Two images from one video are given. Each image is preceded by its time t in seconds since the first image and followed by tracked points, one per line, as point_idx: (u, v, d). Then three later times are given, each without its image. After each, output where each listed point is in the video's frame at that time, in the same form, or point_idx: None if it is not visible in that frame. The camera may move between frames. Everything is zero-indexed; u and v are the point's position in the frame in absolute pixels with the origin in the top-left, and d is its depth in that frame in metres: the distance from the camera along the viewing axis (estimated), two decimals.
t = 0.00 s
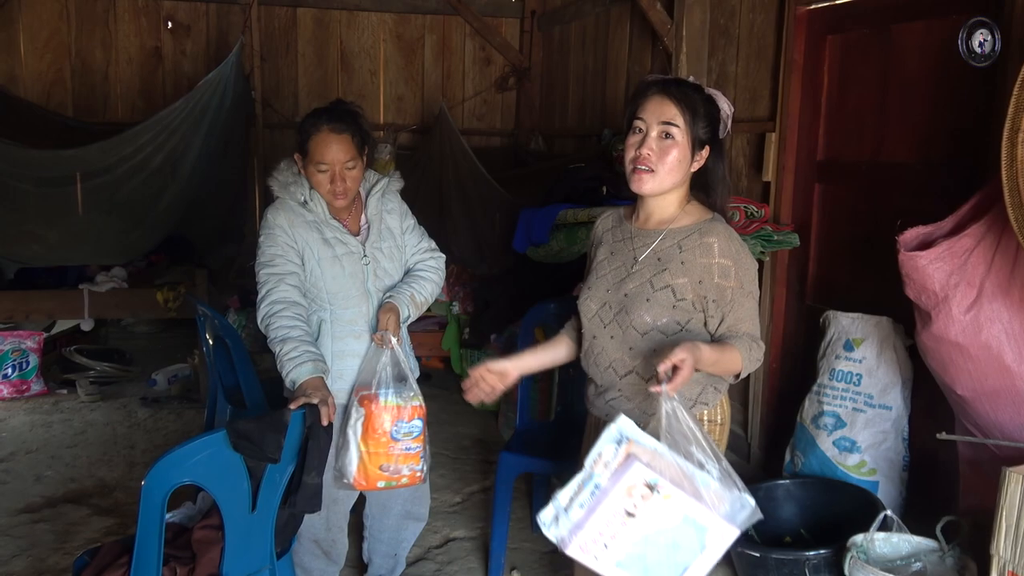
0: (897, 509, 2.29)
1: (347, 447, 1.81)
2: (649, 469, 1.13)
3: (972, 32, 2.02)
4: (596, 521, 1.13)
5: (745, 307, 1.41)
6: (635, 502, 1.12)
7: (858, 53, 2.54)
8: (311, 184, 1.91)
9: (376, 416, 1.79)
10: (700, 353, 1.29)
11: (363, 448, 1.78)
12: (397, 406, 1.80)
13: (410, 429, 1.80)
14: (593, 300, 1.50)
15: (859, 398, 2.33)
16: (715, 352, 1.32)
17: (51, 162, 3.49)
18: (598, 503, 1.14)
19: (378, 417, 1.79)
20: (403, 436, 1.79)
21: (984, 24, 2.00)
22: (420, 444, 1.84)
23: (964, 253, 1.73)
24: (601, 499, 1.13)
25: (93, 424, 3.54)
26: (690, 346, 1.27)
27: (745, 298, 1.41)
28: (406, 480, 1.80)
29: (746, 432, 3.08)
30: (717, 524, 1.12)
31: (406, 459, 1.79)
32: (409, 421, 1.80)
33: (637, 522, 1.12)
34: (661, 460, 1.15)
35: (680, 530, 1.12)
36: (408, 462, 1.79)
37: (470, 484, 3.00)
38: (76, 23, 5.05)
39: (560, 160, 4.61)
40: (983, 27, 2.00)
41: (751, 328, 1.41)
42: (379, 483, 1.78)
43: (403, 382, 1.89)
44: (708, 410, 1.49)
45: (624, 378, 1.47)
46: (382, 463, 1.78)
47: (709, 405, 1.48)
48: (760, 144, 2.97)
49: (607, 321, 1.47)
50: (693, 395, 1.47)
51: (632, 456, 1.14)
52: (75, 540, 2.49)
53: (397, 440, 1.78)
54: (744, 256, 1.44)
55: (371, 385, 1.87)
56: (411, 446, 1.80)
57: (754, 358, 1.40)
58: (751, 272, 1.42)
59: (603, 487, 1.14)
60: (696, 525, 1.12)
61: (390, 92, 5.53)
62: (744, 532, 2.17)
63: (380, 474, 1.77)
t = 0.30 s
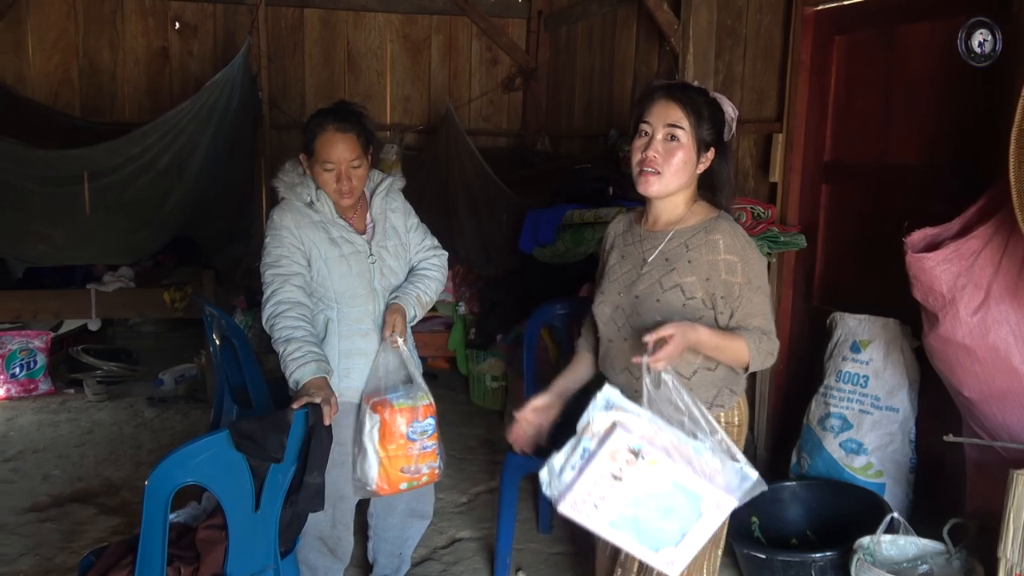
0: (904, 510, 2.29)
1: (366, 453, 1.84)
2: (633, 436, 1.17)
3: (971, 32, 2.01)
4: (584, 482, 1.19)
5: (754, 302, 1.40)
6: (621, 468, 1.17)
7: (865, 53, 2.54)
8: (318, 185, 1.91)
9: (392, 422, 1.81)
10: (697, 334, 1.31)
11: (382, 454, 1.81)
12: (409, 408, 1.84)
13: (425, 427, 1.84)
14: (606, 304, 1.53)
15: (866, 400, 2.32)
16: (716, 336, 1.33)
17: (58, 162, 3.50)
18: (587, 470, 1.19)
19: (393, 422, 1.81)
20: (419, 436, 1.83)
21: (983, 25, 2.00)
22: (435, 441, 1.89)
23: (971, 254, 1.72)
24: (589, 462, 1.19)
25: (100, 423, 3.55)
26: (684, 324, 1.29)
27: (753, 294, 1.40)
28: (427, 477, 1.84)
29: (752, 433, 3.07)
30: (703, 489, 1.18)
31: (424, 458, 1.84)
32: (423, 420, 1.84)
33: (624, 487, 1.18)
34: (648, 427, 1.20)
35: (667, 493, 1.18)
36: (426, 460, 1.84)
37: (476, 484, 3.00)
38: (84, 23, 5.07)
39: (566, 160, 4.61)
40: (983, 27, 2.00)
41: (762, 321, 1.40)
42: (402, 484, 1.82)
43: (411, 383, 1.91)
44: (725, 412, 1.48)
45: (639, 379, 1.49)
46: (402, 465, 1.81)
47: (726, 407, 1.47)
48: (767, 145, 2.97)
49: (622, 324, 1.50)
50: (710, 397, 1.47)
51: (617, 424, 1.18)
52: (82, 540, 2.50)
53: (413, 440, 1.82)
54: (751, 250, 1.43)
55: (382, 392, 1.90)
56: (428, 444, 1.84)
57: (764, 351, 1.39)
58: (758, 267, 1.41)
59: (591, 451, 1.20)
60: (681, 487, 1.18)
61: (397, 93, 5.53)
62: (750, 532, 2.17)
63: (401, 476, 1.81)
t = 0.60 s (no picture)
0: (910, 514, 2.28)
1: (378, 456, 1.83)
2: (627, 399, 1.31)
3: (971, 32, 2.08)
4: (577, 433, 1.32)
5: (768, 300, 1.40)
6: (610, 426, 1.30)
7: (873, 56, 2.53)
8: (326, 185, 1.91)
9: (405, 424, 1.82)
10: (707, 317, 1.31)
11: (394, 458, 1.81)
12: (421, 411, 1.85)
13: (435, 429, 1.86)
14: (617, 303, 1.54)
15: (872, 403, 2.32)
16: (729, 325, 1.33)
17: (66, 161, 3.51)
18: (580, 424, 1.32)
19: (406, 426, 1.82)
20: (430, 438, 1.85)
21: (983, 24, 2.06)
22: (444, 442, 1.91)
23: (979, 257, 1.72)
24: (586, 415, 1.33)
25: (106, 422, 3.56)
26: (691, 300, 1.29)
27: (766, 292, 1.40)
28: (438, 477, 1.87)
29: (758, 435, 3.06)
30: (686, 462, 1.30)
31: (435, 459, 1.86)
32: (434, 422, 1.86)
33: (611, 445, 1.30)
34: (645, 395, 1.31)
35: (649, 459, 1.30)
36: (437, 462, 1.86)
37: (481, 485, 3.00)
38: (92, 23, 5.08)
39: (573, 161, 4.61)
40: (983, 27, 2.06)
41: (775, 320, 1.40)
42: (416, 487, 1.83)
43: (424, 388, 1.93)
44: (735, 414, 1.48)
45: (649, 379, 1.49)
46: (416, 467, 1.83)
47: (735, 409, 1.47)
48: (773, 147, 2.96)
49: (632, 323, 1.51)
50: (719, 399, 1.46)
51: (611, 386, 1.32)
52: (87, 538, 2.50)
53: (425, 443, 1.84)
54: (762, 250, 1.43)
55: (392, 395, 1.89)
56: (438, 445, 1.87)
57: (777, 349, 1.38)
58: (771, 266, 1.41)
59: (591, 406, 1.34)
60: (664, 456, 1.30)
61: (403, 94, 5.54)
62: (755, 535, 2.17)
63: (415, 478, 1.82)
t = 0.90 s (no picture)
0: (910, 518, 2.28)
1: (378, 458, 1.84)
2: (616, 379, 1.41)
3: (971, 32, 2.07)
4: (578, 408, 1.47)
5: (767, 304, 1.38)
6: (601, 404, 1.42)
7: (874, 60, 2.54)
8: (331, 186, 1.91)
9: (405, 427, 1.82)
10: (697, 310, 1.32)
11: (394, 460, 1.82)
12: (421, 413, 1.85)
13: (435, 432, 1.87)
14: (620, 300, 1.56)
15: (872, 407, 2.32)
16: (718, 320, 1.33)
17: (69, 161, 3.52)
18: (581, 400, 1.46)
19: (405, 428, 1.82)
20: (430, 440, 1.86)
21: (983, 24, 2.06)
22: (445, 445, 1.91)
23: (979, 262, 1.73)
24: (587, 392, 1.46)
25: (107, 422, 3.57)
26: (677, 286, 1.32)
27: (767, 295, 1.38)
28: (437, 480, 1.87)
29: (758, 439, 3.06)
30: (660, 446, 1.35)
31: (434, 462, 1.86)
32: (433, 424, 1.86)
33: (599, 422, 1.42)
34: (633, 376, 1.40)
35: (631, 439, 1.38)
36: (437, 464, 1.86)
37: (480, 486, 3.00)
38: (97, 23, 5.10)
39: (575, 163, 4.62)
40: (983, 27, 2.05)
41: (773, 325, 1.38)
42: (415, 489, 1.84)
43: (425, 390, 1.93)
44: (733, 421, 1.46)
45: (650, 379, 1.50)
46: (415, 470, 1.83)
47: (734, 416, 1.46)
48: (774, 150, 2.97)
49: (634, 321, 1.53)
50: (717, 404, 1.46)
51: (606, 366, 1.44)
52: (87, 538, 2.50)
53: (425, 445, 1.84)
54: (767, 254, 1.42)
55: (393, 397, 1.89)
56: (438, 448, 1.87)
57: (771, 356, 1.36)
58: (774, 269, 1.40)
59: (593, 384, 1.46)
60: (643, 437, 1.37)
61: (406, 95, 5.55)
62: (755, 539, 2.15)
63: (414, 480, 1.83)
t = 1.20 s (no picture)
0: (909, 521, 2.29)
1: (384, 458, 1.85)
2: (613, 383, 1.40)
3: (971, 32, 2.11)
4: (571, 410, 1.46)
5: (771, 311, 1.38)
6: (595, 408, 1.42)
7: (874, 64, 2.55)
8: (335, 187, 1.92)
9: (411, 428, 1.83)
10: (701, 313, 1.30)
11: (401, 460, 1.83)
12: (426, 414, 1.86)
13: (440, 432, 1.88)
14: (624, 294, 1.56)
15: (871, 409, 2.33)
16: (719, 324, 1.31)
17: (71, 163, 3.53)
18: (574, 403, 1.45)
19: (412, 429, 1.83)
20: (435, 440, 1.87)
21: (984, 23, 2.10)
22: (449, 444, 1.93)
23: (977, 266, 1.75)
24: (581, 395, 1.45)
25: (108, 423, 3.58)
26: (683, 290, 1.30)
27: (771, 302, 1.38)
28: (442, 480, 1.88)
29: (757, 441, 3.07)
30: (656, 454, 1.35)
31: (440, 461, 1.88)
32: (438, 425, 1.87)
33: (593, 426, 1.41)
34: (630, 382, 1.40)
35: (626, 445, 1.38)
36: (442, 463, 1.88)
37: (480, 488, 3.01)
38: (99, 25, 5.12)
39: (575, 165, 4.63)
40: (983, 27, 2.09)
41: (773, 331, 1.38)
42: (421, 489, 1.85)
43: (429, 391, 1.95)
44: (725, 427, 1.45)
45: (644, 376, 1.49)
46: (421, 470, 1.84)
47: (726, 421, 1.45)
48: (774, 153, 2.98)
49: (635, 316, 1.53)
50: (710, 407, 1.45)
51: (601, 370, 1.43)
52: (88, 538, 2.51)
53: (430, 445, 1.85)
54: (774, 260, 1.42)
55: (398, 399, 1.92)
56: (443, 448, 1.88)
57: (771, 364, 1.36)
58: (780, 276, 1.40)
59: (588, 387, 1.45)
60: (638, 443, 1.37)
61: (407, 97, 5.57)
62: (754, 540, 2.16)
63: (420, 481, 1.84)
